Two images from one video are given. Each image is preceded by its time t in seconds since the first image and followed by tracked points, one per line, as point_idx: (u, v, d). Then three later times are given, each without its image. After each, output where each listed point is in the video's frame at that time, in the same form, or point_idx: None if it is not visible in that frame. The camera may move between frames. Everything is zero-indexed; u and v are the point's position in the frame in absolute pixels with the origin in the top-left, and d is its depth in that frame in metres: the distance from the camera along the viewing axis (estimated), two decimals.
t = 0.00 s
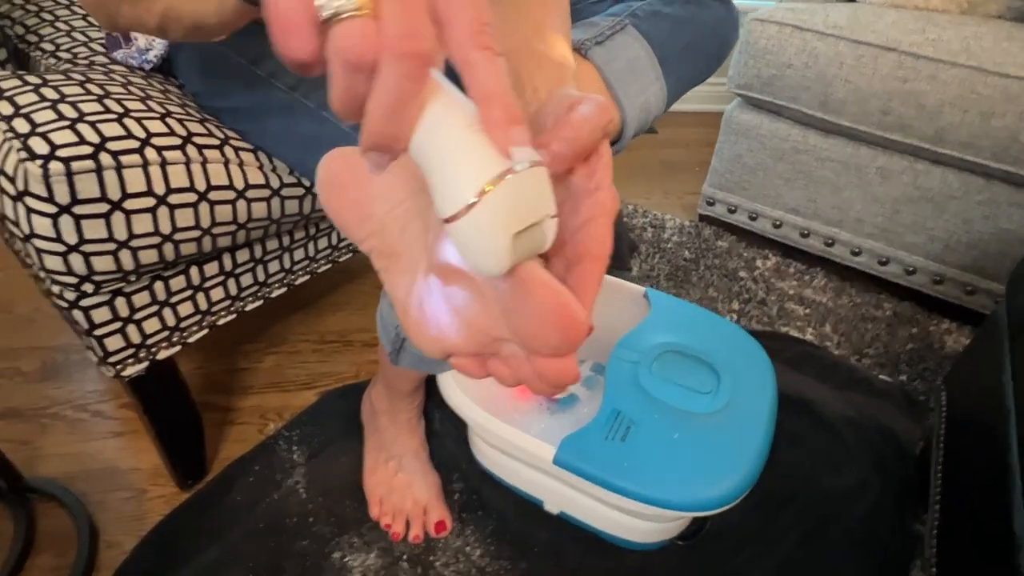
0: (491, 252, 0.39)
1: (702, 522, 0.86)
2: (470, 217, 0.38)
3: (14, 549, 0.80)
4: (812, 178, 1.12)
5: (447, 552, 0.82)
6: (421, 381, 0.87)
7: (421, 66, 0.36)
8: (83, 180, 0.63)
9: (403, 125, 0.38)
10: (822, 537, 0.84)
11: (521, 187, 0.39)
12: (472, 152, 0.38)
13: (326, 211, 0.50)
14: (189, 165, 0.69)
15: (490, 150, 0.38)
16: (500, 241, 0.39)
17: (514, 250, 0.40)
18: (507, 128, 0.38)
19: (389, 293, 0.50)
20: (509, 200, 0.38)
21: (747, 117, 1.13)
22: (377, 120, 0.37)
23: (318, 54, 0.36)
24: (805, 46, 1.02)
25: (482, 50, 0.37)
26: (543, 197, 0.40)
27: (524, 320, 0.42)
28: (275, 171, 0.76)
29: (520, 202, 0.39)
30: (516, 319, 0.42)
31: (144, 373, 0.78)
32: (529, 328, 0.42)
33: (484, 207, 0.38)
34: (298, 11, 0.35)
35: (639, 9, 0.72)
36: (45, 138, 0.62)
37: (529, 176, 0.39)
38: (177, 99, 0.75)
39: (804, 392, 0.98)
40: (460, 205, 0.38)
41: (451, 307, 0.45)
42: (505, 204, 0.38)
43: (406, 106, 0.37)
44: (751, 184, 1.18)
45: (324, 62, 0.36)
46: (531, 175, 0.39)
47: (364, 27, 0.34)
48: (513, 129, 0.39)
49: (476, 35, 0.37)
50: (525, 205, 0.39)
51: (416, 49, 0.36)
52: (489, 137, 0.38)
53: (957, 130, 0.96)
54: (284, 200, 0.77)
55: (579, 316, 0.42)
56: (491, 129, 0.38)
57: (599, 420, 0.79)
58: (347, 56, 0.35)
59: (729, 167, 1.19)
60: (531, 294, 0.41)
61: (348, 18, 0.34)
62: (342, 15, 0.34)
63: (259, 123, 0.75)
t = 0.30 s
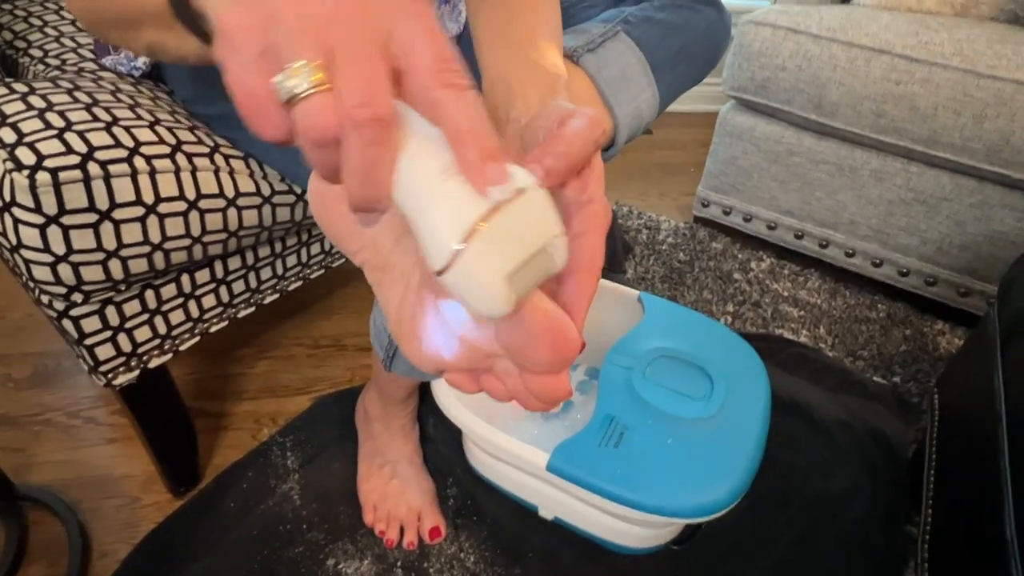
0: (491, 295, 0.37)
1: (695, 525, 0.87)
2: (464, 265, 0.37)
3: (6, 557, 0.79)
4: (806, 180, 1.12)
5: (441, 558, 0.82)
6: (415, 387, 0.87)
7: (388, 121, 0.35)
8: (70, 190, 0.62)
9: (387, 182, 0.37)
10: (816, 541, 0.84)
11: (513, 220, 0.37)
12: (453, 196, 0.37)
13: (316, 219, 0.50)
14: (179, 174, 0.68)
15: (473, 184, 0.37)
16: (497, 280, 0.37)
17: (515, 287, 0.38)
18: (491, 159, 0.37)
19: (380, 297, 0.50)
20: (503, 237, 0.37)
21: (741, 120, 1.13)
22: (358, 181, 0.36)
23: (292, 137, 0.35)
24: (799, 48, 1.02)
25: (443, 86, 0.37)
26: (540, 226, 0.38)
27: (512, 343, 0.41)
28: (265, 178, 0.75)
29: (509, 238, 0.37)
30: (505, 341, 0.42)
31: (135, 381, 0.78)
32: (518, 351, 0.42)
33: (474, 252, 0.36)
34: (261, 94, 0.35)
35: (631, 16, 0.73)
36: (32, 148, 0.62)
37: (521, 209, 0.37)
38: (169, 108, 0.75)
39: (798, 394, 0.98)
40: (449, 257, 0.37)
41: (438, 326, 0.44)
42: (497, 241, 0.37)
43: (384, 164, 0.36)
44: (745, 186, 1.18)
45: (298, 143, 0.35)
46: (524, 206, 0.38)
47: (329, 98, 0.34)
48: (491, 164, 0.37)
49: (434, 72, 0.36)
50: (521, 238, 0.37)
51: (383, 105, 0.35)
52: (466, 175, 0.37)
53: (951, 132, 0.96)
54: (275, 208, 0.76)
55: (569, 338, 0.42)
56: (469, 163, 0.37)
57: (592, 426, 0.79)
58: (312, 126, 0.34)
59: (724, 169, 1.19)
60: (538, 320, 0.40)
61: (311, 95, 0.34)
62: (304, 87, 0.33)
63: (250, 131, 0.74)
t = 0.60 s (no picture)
0: (471, 332, 0.38)
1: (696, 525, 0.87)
2: (436, 306, 0.37)
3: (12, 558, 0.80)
4: (807, 177, 1.12)
5: (443, 558, 0.83)
6: (416, 388, 0.87)
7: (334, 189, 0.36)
8: (70, 196, 0.62)
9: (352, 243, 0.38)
10: (816, 540, 0.84)
11: (478, 249, 0.38)
12: (409, 244, 0.37)
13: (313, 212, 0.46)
14: (179, 177, 0.68)
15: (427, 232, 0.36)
16: (474, 314, 0.37)
17: (494, 317, 0.38)
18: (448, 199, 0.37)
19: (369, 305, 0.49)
20: (471, 270, 0.37)
21: (742, 117, 1.13)
22: (324, 246, 0.38)
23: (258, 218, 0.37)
24: (799, 45, 1.01)
25: (387, 133, 0.35)
26: (507, 250, 0.39)
27: (513, 350, 0.41)
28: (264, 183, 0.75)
29: (477, 269, 0.37)
30: (505, 350, 0.41)
31: (137, 383, 0.78)
32: (518, 357, 0.41)
33: (445, 292, 0.37)
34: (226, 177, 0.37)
35: (628, 16, 0.73)
36: (32, 153, 0.61)
37: (485, 237, 0.38)
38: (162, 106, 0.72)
39: (799, 392, 0.98)
40: (421, 300, 0.38)
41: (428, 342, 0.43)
42: (466, 275, 0.37)
43: (345, 228, 0.37)
44: (746, 183, 1.18)
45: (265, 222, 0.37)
46: (488, 234, 0.38)
47: (273, 180, 0.35)
48: (440, 210, 0.36)
49: (375, 117, 0.35)
50: (490, 266, 0.38)
51: (324, 174, 0.35)
52: (419, 226, 0.36)
53: (952, 129, 0.96)
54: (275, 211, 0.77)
55: (567, 340, 0.42)
56: (418, 209, 0.36)
57: (593, 426, 0.79)
58: (265, 206, 0.36)
59: (724, 166, 1.18)
60: (532, 328, 0.41)
61: (257, 180, 0.35)
62: (246, 172, 0.35)
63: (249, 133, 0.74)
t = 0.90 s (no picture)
0: (475, 332, 0.38)
1: (697, 518, 0.87)
2: (435, 317, 0.38)
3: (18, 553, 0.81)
4: (808, 170, 1.11)
5: (445, 552, 0.83)
6: (417, 383, 0.88)
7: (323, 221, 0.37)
8: (72, 194, 0.63)
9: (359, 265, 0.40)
10: (816, 534, 0.84)
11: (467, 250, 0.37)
12: (401, 261, 0.38)
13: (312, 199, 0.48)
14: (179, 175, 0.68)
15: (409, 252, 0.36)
16: (473, 318, 0.38)
17: (495, 314, 0.39)
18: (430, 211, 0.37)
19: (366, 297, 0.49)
20: (462, 274, 0.37)
21: (743, 110, 1.12)
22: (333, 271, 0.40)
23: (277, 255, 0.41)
24: (800, 37, 1.01)
25: (355, 158, 0.34)
26: (496, 245, 0.38)
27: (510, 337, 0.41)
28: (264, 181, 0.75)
29: (467, 274, 0.37)
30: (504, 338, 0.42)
31: (141, 380, 0.79)
32: (515, 345, 0.42)
33: (439, 307, 0.37)
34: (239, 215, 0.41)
35: (626, 11, 0.73)
36: (34, 153, 0.62)
37: (473, 237, 0.37)
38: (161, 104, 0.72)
39: (801, 386, 0.98)
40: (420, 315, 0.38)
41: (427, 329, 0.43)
42: (459, 281, 0.37)
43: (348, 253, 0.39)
44: (748, 177, 1.18)
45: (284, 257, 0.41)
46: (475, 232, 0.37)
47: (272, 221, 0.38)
48: (416, 230, 0.35)
49: (340, 145, 0.33)
50: (478, 271, 0.37)
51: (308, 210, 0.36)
52: (402, 248, 0.36)
53: (954, 121, 0.95)
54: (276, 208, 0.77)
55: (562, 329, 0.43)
56: (393, 229, 0.35)
57: (592, 420, 0.79)
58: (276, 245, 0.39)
59: (725, 160, 1.18)
60: (529, 319, 0.41)
61: (260, 221, 0.38)
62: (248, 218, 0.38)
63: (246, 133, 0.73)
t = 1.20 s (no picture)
0: (442, 326, 0.40)
1: (700, 518, 0.87)
2: (403, 315, 0.39)
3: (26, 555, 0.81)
4: (810, 170, 1.11)
5: (449, 553, 0.83)
6: (420, 385, 0.88)
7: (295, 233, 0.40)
8: (78, 200, 0.63)
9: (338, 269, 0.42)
10: (818, 534, 0.84)
11: (426, 252, 0.38)
12: (368, 268, 0.39)
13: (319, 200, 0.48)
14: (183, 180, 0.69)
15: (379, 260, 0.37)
16: (440, 316, 0.39)
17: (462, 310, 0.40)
18: (387, 216, 0.37)
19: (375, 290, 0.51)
20: (422, 273, 0.38)
21: (744, 110, 1.12)
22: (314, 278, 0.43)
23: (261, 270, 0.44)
24: (801, 37, 1.01)
25: (317, 173, 0.36)
26: (458, 244, 0.38)
27: (513, 330, 0.42)
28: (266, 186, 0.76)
29: (425, 273, 0.38)
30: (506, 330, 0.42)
31: (146, 384, 0.79)
32: (517, 337, 0.42)
33: (405, 308, 0.39)
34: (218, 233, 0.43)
35: (626, 15, 0.73)
36: (40, 160, 0.62)
37: (434, 239, 0.38)
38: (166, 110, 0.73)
39: (803, 386, 0.98)
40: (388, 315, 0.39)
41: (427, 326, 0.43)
42: (420, 284, 0.38)
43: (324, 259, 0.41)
44: (749, 177, 1.18)
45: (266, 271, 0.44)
46: (433, 232, 0.38)
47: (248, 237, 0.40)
48: (379, 238, 0.37)
49: (301, 160, 0.36)
50: (441, 271, 0.38)
51: (282, 225, 0.39)
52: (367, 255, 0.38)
53: (956, 119, 0.95)
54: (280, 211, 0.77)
55: (565, 321, 0.43)
56: (356, 238, 0.37)
57: (594, 422, 0.80)
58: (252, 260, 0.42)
59: (727, 160, 1.18)
60: (525, 309, 0.41)
61: (238, 235, 0.40)
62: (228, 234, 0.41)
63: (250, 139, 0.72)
